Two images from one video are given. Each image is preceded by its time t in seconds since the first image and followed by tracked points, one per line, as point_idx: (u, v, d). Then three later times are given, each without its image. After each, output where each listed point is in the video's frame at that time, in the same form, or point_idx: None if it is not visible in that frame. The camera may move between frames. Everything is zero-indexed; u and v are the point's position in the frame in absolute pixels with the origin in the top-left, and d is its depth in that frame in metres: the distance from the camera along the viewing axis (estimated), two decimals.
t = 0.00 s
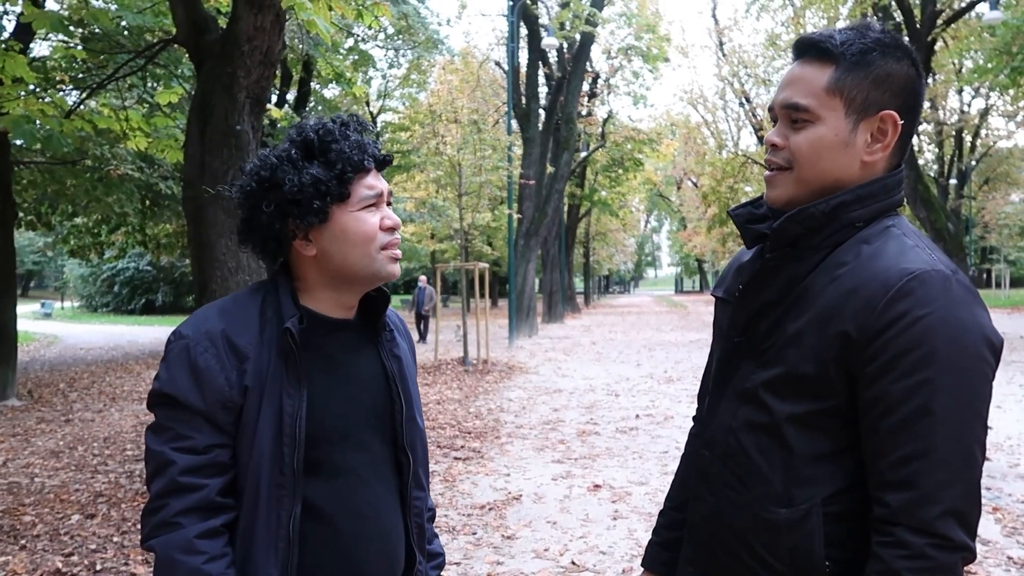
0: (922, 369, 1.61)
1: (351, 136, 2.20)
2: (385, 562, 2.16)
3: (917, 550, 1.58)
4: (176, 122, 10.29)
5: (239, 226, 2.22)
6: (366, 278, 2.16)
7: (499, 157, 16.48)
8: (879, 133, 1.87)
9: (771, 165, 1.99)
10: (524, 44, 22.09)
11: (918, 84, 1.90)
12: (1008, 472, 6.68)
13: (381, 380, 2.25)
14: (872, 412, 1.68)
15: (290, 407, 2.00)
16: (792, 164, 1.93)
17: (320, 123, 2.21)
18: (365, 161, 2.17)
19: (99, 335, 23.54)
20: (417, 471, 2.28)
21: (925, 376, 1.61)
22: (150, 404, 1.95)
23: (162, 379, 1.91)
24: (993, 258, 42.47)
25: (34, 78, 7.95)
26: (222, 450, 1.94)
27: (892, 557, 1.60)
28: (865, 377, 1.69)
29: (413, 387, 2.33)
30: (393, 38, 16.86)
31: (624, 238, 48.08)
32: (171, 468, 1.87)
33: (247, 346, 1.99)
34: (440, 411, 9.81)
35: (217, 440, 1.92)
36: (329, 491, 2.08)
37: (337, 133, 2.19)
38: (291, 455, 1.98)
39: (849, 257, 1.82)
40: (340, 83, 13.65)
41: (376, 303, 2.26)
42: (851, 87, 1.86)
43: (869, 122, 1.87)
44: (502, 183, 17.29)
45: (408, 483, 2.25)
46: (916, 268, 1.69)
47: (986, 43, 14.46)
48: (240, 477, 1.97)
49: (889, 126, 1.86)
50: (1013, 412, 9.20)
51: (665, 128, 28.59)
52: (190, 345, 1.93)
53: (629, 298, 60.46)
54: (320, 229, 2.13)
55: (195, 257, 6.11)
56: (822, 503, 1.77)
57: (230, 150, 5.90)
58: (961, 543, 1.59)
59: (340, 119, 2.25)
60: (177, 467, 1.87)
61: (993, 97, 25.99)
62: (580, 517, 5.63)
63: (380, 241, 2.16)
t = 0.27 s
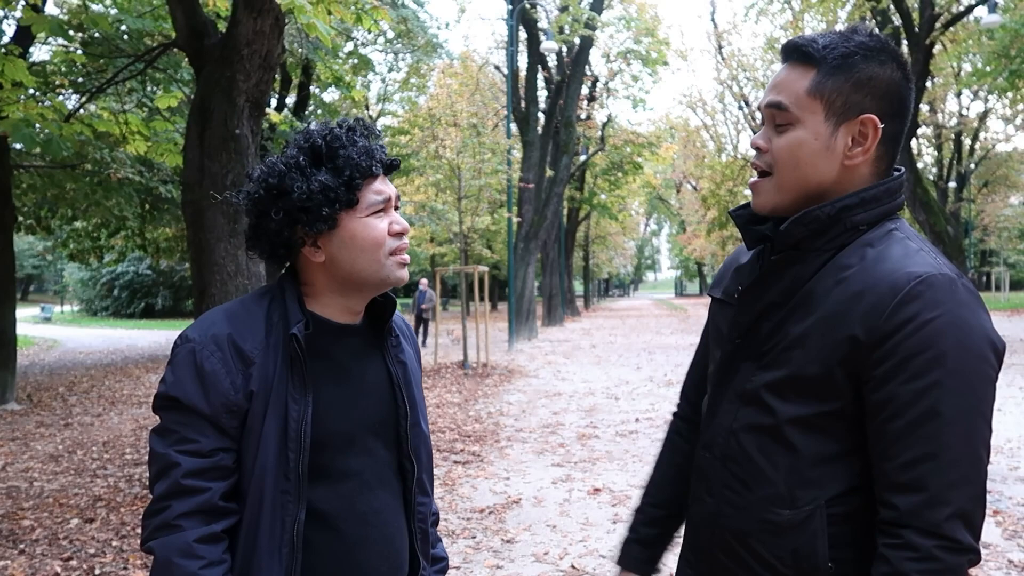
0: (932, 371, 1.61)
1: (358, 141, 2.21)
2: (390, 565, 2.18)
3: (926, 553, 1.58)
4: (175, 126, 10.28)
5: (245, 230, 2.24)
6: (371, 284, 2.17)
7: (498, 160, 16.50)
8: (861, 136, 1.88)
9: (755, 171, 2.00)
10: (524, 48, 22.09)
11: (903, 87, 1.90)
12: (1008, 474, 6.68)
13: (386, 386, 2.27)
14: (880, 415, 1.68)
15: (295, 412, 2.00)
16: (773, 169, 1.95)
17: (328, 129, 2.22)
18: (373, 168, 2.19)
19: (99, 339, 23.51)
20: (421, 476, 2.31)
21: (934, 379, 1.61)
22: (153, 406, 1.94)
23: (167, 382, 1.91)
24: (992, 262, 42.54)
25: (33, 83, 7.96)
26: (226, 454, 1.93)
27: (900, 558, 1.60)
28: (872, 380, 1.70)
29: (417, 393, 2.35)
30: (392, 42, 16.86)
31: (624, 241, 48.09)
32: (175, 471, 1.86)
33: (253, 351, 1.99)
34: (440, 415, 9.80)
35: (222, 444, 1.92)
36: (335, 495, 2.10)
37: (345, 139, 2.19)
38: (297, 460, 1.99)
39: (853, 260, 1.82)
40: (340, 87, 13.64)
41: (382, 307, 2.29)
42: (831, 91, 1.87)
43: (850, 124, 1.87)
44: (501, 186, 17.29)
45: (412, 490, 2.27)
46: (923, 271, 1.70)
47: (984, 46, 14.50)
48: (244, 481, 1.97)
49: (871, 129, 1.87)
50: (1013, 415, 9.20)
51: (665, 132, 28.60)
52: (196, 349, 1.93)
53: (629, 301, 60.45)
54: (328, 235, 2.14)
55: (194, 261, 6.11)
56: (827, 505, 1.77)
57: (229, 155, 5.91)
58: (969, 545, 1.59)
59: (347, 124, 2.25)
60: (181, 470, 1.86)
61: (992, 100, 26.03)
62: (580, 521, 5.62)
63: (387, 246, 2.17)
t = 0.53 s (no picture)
0: (921, 369, 1.62)
1: (355, 142, 2.21)
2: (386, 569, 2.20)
3: (920, 549, 1.58)
4: (174, 128, 10.27)
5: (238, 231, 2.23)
6: (367, 287, 2.19)
7: (497, 163, 16.51)
8: (843, 140, 1.93)
9: (740, 184, 2.05)
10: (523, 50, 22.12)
11: (875, 86, 1.96)
12: (1007, 477, 6.68)
13: (381, 389, 2.29)
14: (873, 414, 1.69)
15: (289, 417, 2.01)
16: (759, 181, 1.99)
17: (324, 130, 2.22)
18: (371, 170, 2.20)
19: (97, 342, 23.46)
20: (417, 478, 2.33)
21: (924, 376, 1.62)
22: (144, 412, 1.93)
23: (158, 388, 1.90)
24: (991, 265, 42.58)
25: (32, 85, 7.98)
26: (219, 461, 1.93)
27: (896, 555, 1.61)
28: (866, 379, 1.71)
29: (412, 396, 2.38)
30: (391, 44, 16.88)
31: (623, 244, 48.10)
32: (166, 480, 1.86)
33: (244, 355, 1.98)
34: (438, 417, 9.80)
35: (214, 450, 1.92)
36: (330, 499, 2.11)
37: (342, 140, 2.20)
38: (290, 466, 1.99)
39: (845, 260, 1.83)
40: (338, 89, 13.66)
41: (377, 309, 2.31)
42: (808, 99, 1.91)
43: (831, 130, 1.92)
44: (500, 189, 17.30)
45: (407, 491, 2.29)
46: (912, 269, 1.72)
47: (982, 49, 14.55)
48: (237, 487, 1.97)
49: (851, 133, 1.93)
50: (1011, 417, 9.20)
51: (664, 134, 28.64)
52: (187, 355, 1.93)
53: (628, 304, 60.39)
54: (324, 238, 2.15)
55: (193, 264, 6.11)
56: (827, 503, 1.78)
57: (227, 156, 5.91)
58: (964, 540, 1.59)
59: (344, 124, 2.25)
60: (173, 478, 1.86)
61: (990, 103, 26.06)
62: (578, 523, 5.62)
63: (385, 250, 2.19)
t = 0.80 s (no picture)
0: (938, 370, 1.67)
1: (369, 155, 2.13)
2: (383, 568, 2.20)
3: (941, 547, 1.64)
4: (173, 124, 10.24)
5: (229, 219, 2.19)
6: (348, 296, 2.13)
7: (496, 160, 16.51)
8: (841, 138, 1.94)
9: (740, 187, 2.04)
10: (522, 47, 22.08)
11: (867, 81, 1.98)
12: (1005, 474, 6.68)
13: (369, 383, 2.27)
14: (889, 415, 1.73)
15: (274, 416, 2.00)
16: (758, 183, 1.98)
17: (342, 130, 2.15)
18: (377, 186, 2.11)
19: (95, 338, 23.41)
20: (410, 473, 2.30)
21: (941, 377, 1.67)
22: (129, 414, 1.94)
23: (141, 391, 1.91)
24: (990, 263, 42.58)
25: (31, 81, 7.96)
26: (205, 462, 1.93)
27: (916, 554, 1.66)
28: (881, 379, 1.75)
29: (402, 390, 2.34)
30: (391, 41, 16.85)
31: (622, 241, 48.07)
32: (152, 483, 1.86)
33: (227, 356, 1.98)
34: (437, 414, 9.80)
35: (200, 452, 1.92)
36: (321, 498, 2.11)
37: (355, 148, 2.12)
38: (277, 467, 1.98)
39: (854, 260, 1.85)
40: (337, 86, 13.64)
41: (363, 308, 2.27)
42: (803, 100, 1.91)
43: (828, 128, 1.93)
44: (499, 186, 17.28)
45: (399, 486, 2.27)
46: (926, 271, 1.76)
47: (982, 46, 14.57)
48: (226, 488, 1.98)
49: (849, 130, 1.93)
50: (1010, 415, 9.20)
51: (663, 131, 28.62)
52: (169, 356, 1.92)
53: (627, 301, 60.33)
54: (314, 242, 2.08)
55: (193, 260, 6.09)
56: (841, 499, 1.82)
57: (227, 153, 5.90)
58: (980, 535, 1.66)
59: (360, 128, 2.18)
60: (158, 481, 1.86)
61: (990, 101, 26.06)
62: (577, 519, 5.62)
63: (369, 267, 2.13)
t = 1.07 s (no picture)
0: (953, 369, 1.68)
1: (383, 178, 2.11)
2: (374, 566, 2.21)
3: (966, 546, 1.65)
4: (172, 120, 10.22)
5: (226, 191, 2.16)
6: (329, 305, 2.11)
7: (496, 156, 16.51)
8: (841, 131, 1.94)
9: (742, 178, 2.05)
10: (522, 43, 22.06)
11: (874, 75, 1.96)
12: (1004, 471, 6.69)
13: (353, 380, 2.26)
14: (904, 414, 1.73)
15: (260, 417, 1.99)
16: (759, 174, 1.99)
17: (366, 141, 2.12)
18: (380, 208, 2.07)
19: (94, 334, 23.38)
20: (397, 471, 2.31)
21: (957, 375, 1.67)
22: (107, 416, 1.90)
23: (121, 394, 1.87)
24: (989, 260, 42.60)
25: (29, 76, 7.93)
26: (189, 464, 1.91)
27: (943, 555, 1.67)
28: (894, 378, 1.75)
29: (388, 387, 2.34)
30: (391, 37, 16.83)
31: (621, 238, 48.05)
32: (134, 487, 1.83)
33: (209, 356, 1.96)
34: (436, 410, 9.80)
35: (184, 454, 1.90)
36: (309, 497, 2.11)
37: (371, 166, 2.10)
38: (263, 467, 1.98)
39: (860, 258, 1.86)
40: (337, 82, 13.62)
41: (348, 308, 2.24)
42: (803, 91, 1.92)
43: (828, 120, 1.93)
44: (498, 182, 17.26)
45: (388, 483, 2.28)
46: (936, 268, 1.76)
47: (982, 43, 14.58)
48: (210, 490, 1.96)
49: (849, 124, 1.93)
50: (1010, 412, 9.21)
51: (663, 128, 28.61)
52: (148, 356, 1.89)
53: (626, 298, 60.29)
54: (307, 246, 2.05)
55: (192, 256, 6.09)
56: (850, 498, 1.82)
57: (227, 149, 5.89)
58: (998, 531, 1.67)
59: (383, 142, 2.17)
60: (142, 485, 1.83)
61: (989, 98, 26.05)
62: (577, 515, 5.63)
63: (354, 282, 2.11)
